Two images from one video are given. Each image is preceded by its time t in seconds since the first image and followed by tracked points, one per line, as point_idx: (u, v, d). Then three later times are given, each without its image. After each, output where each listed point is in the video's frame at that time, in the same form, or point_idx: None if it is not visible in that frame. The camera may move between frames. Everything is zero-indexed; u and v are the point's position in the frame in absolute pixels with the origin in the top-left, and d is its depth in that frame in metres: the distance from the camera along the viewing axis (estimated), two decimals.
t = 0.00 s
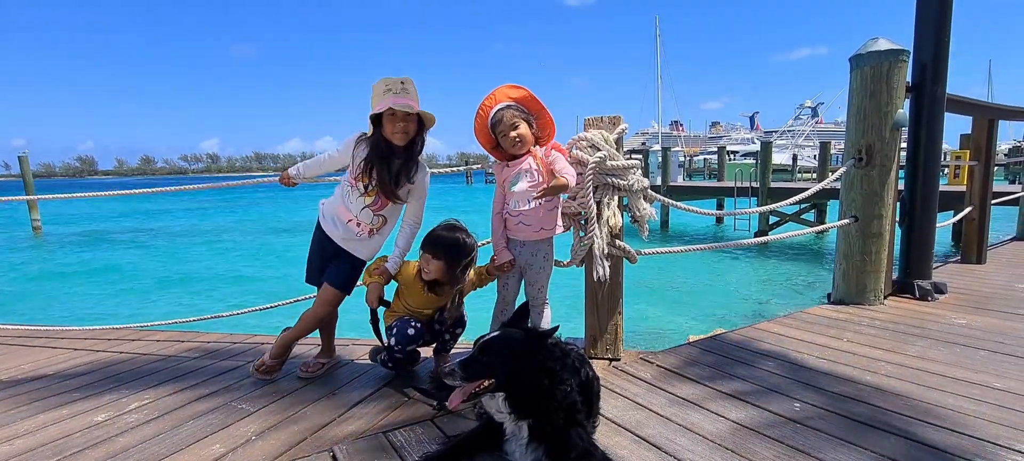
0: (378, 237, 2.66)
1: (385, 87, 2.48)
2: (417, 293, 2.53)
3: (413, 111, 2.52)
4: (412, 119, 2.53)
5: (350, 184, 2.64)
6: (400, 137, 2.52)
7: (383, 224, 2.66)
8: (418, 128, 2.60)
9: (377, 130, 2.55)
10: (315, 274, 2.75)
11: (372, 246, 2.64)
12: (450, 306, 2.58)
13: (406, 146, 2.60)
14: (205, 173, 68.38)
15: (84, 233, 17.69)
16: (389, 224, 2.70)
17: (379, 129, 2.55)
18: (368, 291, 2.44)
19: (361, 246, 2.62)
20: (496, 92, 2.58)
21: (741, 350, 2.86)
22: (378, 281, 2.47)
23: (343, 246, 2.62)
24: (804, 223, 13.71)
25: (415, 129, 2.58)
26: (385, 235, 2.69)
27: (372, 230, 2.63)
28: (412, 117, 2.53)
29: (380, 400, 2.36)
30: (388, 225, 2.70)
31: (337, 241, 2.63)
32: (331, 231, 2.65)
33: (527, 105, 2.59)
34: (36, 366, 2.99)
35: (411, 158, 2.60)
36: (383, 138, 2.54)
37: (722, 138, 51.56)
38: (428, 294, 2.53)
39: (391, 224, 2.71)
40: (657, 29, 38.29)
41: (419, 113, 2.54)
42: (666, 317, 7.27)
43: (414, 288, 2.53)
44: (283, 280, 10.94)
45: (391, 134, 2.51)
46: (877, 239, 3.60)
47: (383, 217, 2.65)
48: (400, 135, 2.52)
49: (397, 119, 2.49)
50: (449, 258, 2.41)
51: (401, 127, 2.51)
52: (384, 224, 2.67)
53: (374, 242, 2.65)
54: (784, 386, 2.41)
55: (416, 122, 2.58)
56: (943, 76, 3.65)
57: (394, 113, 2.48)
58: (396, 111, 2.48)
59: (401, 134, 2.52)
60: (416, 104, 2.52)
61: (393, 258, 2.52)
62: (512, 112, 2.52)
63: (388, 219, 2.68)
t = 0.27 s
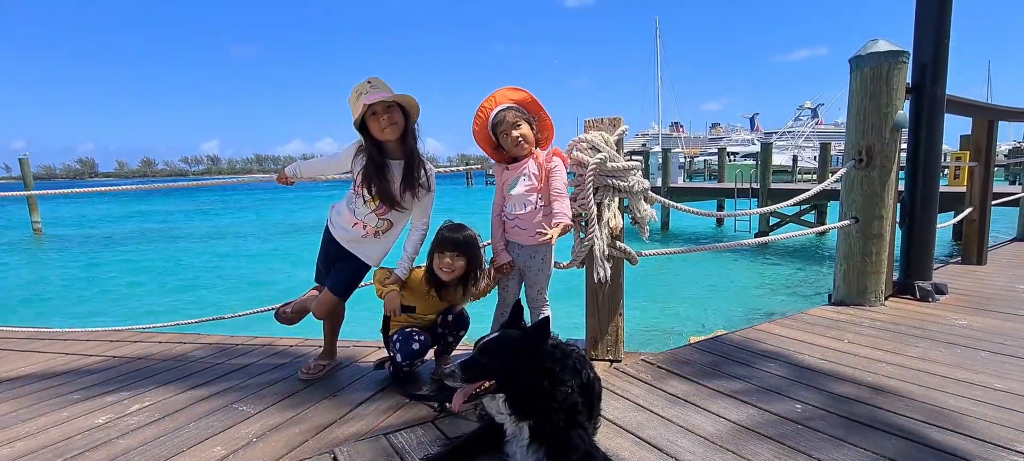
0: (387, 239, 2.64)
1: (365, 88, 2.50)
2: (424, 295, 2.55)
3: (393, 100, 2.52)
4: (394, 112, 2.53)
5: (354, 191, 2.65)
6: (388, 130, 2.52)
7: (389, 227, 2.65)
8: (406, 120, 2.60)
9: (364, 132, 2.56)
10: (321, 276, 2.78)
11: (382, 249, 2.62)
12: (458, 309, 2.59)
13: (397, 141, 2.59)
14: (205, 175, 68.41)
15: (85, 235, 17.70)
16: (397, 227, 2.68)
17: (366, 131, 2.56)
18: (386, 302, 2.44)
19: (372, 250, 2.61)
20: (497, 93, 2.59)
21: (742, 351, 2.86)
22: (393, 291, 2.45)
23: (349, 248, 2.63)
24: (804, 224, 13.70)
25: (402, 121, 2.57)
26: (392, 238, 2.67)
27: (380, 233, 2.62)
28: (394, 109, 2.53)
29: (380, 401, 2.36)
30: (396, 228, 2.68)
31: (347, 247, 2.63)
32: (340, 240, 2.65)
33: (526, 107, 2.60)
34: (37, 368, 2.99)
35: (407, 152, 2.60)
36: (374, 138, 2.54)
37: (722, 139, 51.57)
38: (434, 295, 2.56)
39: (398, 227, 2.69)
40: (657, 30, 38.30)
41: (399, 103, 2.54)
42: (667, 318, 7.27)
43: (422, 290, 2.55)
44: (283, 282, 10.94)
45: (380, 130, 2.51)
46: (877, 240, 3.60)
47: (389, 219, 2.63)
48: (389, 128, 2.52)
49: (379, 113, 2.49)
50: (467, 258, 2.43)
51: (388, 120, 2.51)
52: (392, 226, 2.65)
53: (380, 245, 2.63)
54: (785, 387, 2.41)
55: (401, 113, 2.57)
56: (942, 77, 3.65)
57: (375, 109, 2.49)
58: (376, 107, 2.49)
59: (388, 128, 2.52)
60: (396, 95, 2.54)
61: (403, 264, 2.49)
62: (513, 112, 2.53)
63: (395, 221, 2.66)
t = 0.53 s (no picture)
0: (389, 241, 2.63)
1: (359, 89, 2.53)
2: (426, 295, 2.53)
3: (386, 101, 2.53)
4: (388, 112, 2.54)
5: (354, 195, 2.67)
6: (381, 131, 2.53)
7: (392, 230, 2.63)
8: (401, 120, 2.60)
9: (359, 134, 2.59)
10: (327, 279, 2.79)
11: (387, 251, 2.61)
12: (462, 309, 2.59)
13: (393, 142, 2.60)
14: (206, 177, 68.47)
15: (85, 237, 17.70)
16: (399, 229, 2.66)
17: (361, 133, 2.59)
18: (395, 302, 2.37)
19: (376, 254, 2.60)
20: (503, 93, 2.59)
21: (744, 353, 2.85)
22: (399, 291, 2.41)
23: (353, 253, 2.62)
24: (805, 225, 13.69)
25: (396, 121, 2.58)
26: (394, 241, 2.65)
27: (381, 236, 2.61)
28: (387, 110, 2.54)
29: (381, 404, 2.35)
30: (398, 231, 2.67)
31: (351, 253, 2.62)
32: (344, 246, 2.65)
33: (529, 109, 2.60)
34: (37, 371, 2.98)
35: (402, 152, 2.59)
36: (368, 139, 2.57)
37: (722, 141, 51.59)
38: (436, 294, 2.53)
39: (400, 230, 2.67)
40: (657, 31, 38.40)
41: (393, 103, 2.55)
42: (667, 320, 7.26)
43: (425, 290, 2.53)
44: (284, 284, 10.94)
45: (373, 131, 2.53)
46: (878, 241, 3.60)
47: (389, 221, 2.62)
48: (382, 129, 2.53)
49: (371, 114, 2.51)
50: (467, 254, 2.47)
51: (381, 121, 2.52)
52: (393, 228, 2.64)
53: (384, 249, 2.62)
54: (787, 389, 2.40)
55: (395, 113, 2.58)
56: (943, 79, 3.65)
57: (367, 110, 2.51)
58: (368, 108, 2.51)
59: (382, 128, 2.53)
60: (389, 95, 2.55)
61: (404, 266, 2.49)
62: (519, 113, 2.53)
63: (396, 223, 2.64)
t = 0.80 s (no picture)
0: (399, 243, 2.62)
1: (360, 96, 2.53)
2: (430, 294, 2.52)
3: (389, 105, 2.53)
4: (392, 116, 2.54)
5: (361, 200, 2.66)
6: (387, 136, 2.52)
7: (401, 232, 2.62)
8: (405, 123, 2.59)
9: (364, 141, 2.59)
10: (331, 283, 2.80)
11: (394, 253, 2.62)
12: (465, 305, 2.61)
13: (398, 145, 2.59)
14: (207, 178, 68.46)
15: (87, 238, 17.72)
16: (409, 232, 2.65)
17: (366, 139, 2.58)
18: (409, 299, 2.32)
19: (383, 256, 2.60)
20: (511, 93, 2.59)
21: (746, 355, 2.84)
22: (411, 291, 2.36)
23: (361, 256, 2.62)
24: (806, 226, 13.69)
25: (401, 124, 2.57)
26: (404, 243, 2.64)
27: (391, 238, 2.60)
28: (391, 114, 2.54)
29: (383, 406, 2.34)
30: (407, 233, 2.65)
31: (360, 257, 2.62)
32: (353, 250, 2.64)
33: (536, 111, 2.62)
34: (38, 372, 2.98)
35: (409, 154, 2.58)
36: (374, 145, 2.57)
37: (722, 142, 51.58)
38: (438, 293, 2.53)
39: (410, 232, 2.65)
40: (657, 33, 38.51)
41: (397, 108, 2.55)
42: (669, 322, 7.25)
43: (428, 289, 2.52)
44: (285, 286, 10.94)
45: (379, 136, 2.52)
46: (880, 242, 3.59)
47: (399, 223, 2.61)
48: (387, 133, 2.52)
49: (376, 119, 2.50)
50: (463, 254, 2.54)
51: (385, 126, 2.51)
52: (403, 230, 2.62)
53: (394, 251, 2.61)
54: (790, 391, 2.39)
55: (399, 117, 2.57)
56: (946, 80, 3.65)
57: (371, 115, 2.50)
58: (372, 114, 2.50)
59: (387, 133, 2.52)
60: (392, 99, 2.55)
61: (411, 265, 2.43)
62: (528, 114, 2.53)
63: (406, 225, 2.63)
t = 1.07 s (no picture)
0: (398, 246, 2.61)
1: (372, 98, 2.52)
2: (430, 296, 2.51)
3: (399, 109, 2.52)
4: (401, 120, 2.53)
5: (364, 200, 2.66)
6: (395, 140, 2.52)
7: (401, 234, 2.61)
8: (414, 127, 2.58)
9: (373, 142, 2.59)
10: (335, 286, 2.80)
11: (393, 256, 2.61)
12: (466, 306, 2.59)
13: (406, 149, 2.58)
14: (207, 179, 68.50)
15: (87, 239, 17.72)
16: (409, 234, 2.64)
17: (375, 141, 2.59)
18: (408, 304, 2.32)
19: (382, 258, 2.59)
20: (512, 94, 2.59)
21: (748, 357, 2.83)
22: (411, 295, 2.36)
23: (361, 258, 2.61)
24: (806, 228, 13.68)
25: (410, 129, 2.56)
26: (403, 246, 2.63)
27: (391, 240, 2.60)
28: (401, 118, 2.52)
29: (383, 408, 2.34)
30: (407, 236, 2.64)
31: (359, 258, 2.62)
32: (353, 251, 2.63)
33: (537, 114, 2.63)
34: (37, 374, 2.97)
35: (415, 159, 2.58)
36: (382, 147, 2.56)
37: (722, 144, 51.59)
38: (439, 295, 2.51)
39: (410, 234, 2.64)
40: (657, 35, 38.66)
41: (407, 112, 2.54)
42: (669, 323, 7.24)
43: (429, 292, 2.51)
44: (285, 287, 10.93)
45: (387, 140, 2.52)
46: (882, 244, 3.58)
47: (399, 226, 2.60)
48: (396, 138, 2.51)
49: (385, 122, 2.50)
50: (465, 258, 2.53)
51: (394, 130, 2.50)
52: (403, 233, 2.61)
53: (393, 253, 2.60)
54: (792, 393, 2.38)
55: (408, 122, 2.56)
56: (947, 81, 3.64)
57: (381, 118, 2.49)
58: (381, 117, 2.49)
59: (395, 137, 2.51)
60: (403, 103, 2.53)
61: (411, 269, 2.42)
62: (528, 116, 2.53)
63: (405, 227, 2.62)
